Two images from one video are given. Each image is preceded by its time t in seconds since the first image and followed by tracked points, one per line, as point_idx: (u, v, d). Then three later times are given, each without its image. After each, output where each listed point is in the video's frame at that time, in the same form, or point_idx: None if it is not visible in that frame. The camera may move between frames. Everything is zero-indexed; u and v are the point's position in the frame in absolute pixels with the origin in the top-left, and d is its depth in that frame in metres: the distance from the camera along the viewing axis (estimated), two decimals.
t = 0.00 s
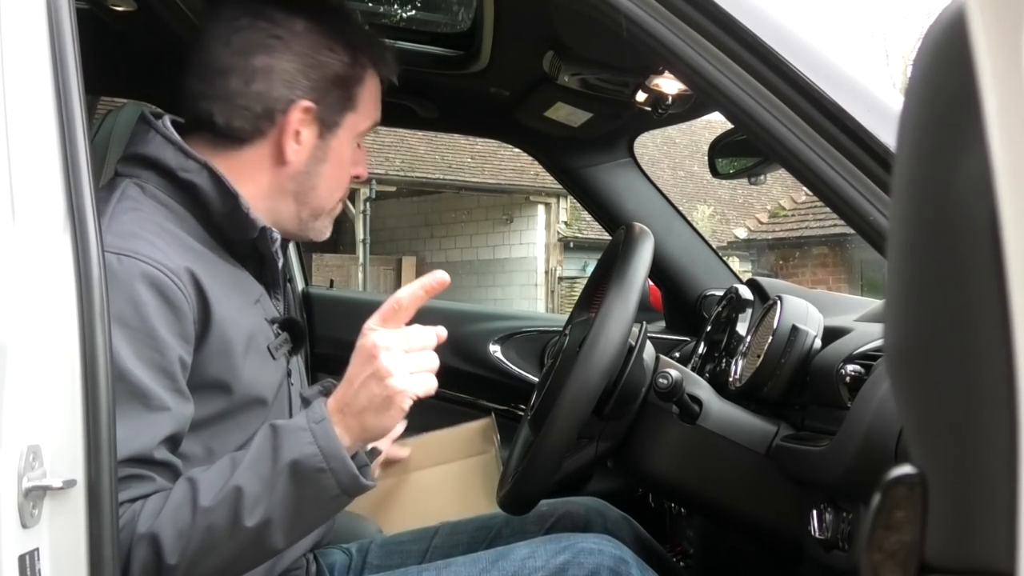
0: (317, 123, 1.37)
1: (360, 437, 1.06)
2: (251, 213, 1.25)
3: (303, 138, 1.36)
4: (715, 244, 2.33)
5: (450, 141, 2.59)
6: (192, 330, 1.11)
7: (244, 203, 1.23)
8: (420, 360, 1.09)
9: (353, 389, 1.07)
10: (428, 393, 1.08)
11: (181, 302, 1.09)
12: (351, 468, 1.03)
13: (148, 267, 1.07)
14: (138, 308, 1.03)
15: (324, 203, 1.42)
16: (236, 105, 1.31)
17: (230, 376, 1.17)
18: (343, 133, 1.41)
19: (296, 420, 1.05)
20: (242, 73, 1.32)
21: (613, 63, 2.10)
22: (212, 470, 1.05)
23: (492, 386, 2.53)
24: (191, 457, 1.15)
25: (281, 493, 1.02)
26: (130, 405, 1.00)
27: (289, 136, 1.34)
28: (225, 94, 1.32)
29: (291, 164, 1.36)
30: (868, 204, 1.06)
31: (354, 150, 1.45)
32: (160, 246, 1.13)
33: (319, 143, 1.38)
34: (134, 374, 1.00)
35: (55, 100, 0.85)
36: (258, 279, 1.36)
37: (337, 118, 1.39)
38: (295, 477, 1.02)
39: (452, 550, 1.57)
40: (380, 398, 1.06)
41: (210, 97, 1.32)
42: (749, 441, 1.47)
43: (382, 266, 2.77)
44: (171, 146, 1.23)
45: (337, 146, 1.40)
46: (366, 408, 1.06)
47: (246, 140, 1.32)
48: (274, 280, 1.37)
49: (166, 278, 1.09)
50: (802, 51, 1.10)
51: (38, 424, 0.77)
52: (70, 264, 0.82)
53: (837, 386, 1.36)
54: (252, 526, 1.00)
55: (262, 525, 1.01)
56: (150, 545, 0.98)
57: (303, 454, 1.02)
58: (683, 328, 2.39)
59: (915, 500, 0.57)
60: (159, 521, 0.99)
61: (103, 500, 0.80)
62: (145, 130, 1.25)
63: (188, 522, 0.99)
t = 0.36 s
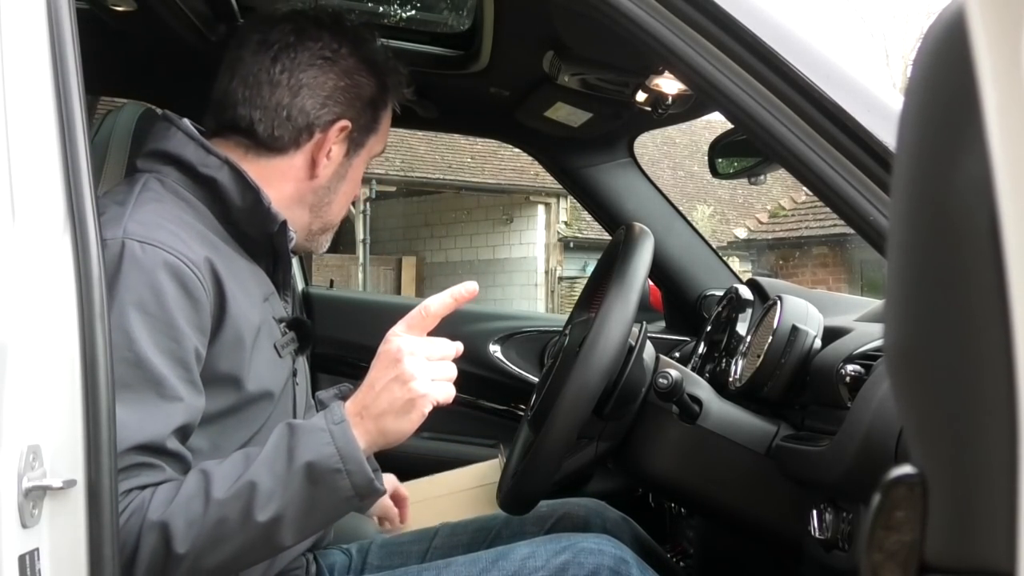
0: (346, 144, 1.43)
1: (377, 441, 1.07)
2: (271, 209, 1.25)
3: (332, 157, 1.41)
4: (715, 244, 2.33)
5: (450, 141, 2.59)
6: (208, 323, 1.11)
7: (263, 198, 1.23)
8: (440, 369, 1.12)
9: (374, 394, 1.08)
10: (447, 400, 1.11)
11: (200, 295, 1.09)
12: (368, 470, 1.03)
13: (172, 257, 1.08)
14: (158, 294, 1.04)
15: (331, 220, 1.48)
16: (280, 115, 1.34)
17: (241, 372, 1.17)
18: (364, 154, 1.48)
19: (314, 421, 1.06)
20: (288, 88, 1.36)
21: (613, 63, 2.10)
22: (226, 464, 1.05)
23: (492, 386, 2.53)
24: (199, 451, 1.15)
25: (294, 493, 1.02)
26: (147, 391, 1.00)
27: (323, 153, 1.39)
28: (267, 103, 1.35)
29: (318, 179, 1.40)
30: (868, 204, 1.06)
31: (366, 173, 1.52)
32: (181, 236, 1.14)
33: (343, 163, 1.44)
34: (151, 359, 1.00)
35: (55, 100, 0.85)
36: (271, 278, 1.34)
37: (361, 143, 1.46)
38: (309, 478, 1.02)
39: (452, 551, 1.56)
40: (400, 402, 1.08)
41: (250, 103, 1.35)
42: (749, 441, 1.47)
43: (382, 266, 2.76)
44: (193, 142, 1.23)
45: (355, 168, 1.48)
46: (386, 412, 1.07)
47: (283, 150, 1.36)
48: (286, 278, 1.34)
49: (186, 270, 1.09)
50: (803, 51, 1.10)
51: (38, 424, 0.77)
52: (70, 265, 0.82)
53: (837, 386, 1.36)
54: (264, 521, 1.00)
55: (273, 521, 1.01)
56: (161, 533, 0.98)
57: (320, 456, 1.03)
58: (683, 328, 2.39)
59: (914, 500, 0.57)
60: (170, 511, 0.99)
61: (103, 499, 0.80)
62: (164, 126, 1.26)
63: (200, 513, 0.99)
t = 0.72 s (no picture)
0: (310, 119, 1.38)
1: (374, 460, 1.06)
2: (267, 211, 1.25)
3: (296, 134, 1.37)
4: (715, 243, 2.33)
5: (450, 142, 2.59)
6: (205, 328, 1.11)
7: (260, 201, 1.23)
8: (449, 396, 1.10)
9: (379, 413, 1.07)
10: (452, 429, 1.09)
11: (195, 300, 1.09)
12: (365, 484, 1.03)
13: (167, 263, 1.08)
14: (152, 300, 1.04)
15: (325, 204, 1.43)
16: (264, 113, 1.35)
17: (239, 376, 1.17)
18: (342, 129, 1.42)
19: (313, 433, 1.05)
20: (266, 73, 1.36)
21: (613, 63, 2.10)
22: (224, 473, 1.05)
23: (492, 386, 2.53)
24: (197, 455, 1.15)
25: (292, 502, 1.01)
26: (142, 397, 0.99)
27: (281, 131, 1.35)
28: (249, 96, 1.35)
29: (285, 160, 1.37)
30: (868, 204, 1.06)
31: (361, 152, 1.46)
32: (177, 241, 1.14)
33: (314, 139, 1.39)
34: (146, 366, 1.00)
35: (56, 101, 0.85)
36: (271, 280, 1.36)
37: (332, 114, 1.40)
38: (307, 491, 1.02)
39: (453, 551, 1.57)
40: (404, 428, 1.06)
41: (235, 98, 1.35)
42: (749, 441, 1.47)
43: (382, 266, 2.75)
44: (191, 144, 1.23)
45: (336, 144, 1.41)
46: (388, 434, 1.06)
47: (240, 134, 1.36)
48: (286, 281, 1.36)
49: (181, 275, 1.09)
50: (803, 51, 1.10)
51: (37, 424, 0.77)
52: (70, 265, 0.82)
53: (837, 386, 1.36)
54: (260, 533, 1.00)
55: (270, 533, 1.01)
56: (157, 541, 0.98)
57: (318, 468, 1.02)
58: (683, 328, 2.39)
59: (914, 501, 0.57)
60: (167, 519, 0.99)
61: (103, 500, 0.80)
62: (164, 128, 1.26)
63: (196, 522, 1.00)
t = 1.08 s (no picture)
0: (258, 105, 1.41)
1: (375, 459, 1.07)
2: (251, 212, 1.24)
3: (245, 120, 1.41)
4: (715, 244, 2.33)
5: (450, 141, 2.59)
6: (193, 330, 1.11)
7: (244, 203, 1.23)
8: (444, 391, 1.09)
9: (375, 414, 1.07)
10: (450, 424, 1.08)
11: (181, 304, 1.09)
12: (360, 487, 1.03)
13: (148, 266, 1.07)
14: (138, 307, 1.04)
15: (287, 192, 1.41)
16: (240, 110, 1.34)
17: (231, 376, 1.17)
18: (297, 113, 1.42)
19: (309, 437, 1.05)
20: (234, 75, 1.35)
21: (613, 63, 2.10)
22: (219, 480, 1.05)
23: (492, 386, 2.53)
24: (191, 458, 1.15)
25: (289, 505, 1.02)
26: (132, 403, 1.00)
27: (230, 119, 1.40)
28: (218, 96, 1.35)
29: (239, 147, 1.40)
30: (868, 204, 1.06)
31: (325, 139, 1.44)
32: (161, 245, 1.14)
33: (265, 125, 1.41)
34: (134, 372, 1.00)
35: (55, 100, 0.85)
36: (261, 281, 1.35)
37: (285, 98, 1.41)
38: (304, 494, 1.02)
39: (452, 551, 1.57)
40: (401, 427, 1.06)
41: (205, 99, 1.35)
42: (749, 441, 1.47)
43: (382, 266, 2.75)
44: (174, 144, 1.23)
45: (291, 128, 1.41)
46: (385, 434, 1.06)
47: (205, 127, 1.42)
48: (277, 277, 1.36)
49: (167, 279, 1.08)
50: (803, 51, 1.10)
51: (36, 424, 0.77)
52: (70, 266, 0.82)
53: (837, 386, 1.37)
54: (257, 539, 1.00)
55: (268, 538, 1.00)
56: (153, 549, 0.98)
57: (314, 472, 1.02)
58: (683, 328, 2.39)
59: (915, 501, 0.57)
60: (164, 526, 0.98)
61: (103, 500, 0.80)
62: (146, 129, 1.25)
63: (193, 529, 0.99)
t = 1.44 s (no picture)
0: (323, 141, 1.40)
1: (383, 479, 1.09)
2: (255, 211, 1.25)
3: (309, 154, 1.38)
4: (715, 244, 2.34)
5: (450, 141, 2.59)
6: (196, 335, 1.10)
7: (246, 199, 1.23)
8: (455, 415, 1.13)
9: (388, 435, 1.10)
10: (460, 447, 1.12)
11: (184, 309, 1.08)
12: (370, 508, 1.04)
13: (153, 273, 1.06)
14: (141, 313, 1.03)
15: (316, 215, 1.46)
16: (250, 115, 1.32)
17: (233, 379, 1.17)
18: (347, 148, 1.44)
19: (319, 455, 1.06)
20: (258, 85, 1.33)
21: (613, 63, 2.10)
22: (224, 492, 1.05)
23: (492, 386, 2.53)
24: (193, 460, 1.15)
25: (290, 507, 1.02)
26: (136, 410, 0.99)
27: (299, 153, 1.36)
28: (235, 102, 1.32)
29: (297, 179, 1.39)
30: (868, 205, 1.06)
31: (353, 166, 1.49)
32: (164, 249, 1.13)
33: (324, 160, 1.41)
34: (138, 379, 1.00)
35: (56, 100, 0.85)
36: (260, 276, 1.37)
37: (343, 135, 1.42)
38: (313, 513, 1.03)
39: (452, 550, 1.56)
40: (416, 451, 1.10)
41: (220, 103, 1.33)
42: (749, 441, 1.47)
43: (382, 266, 2.75)
44: (170, 144, 1.21)
45: (339, 162, 1.44)
46: (398, 456, 1.09)
47: (256, 150, 1.34)
48: (275, 275, 1.37)
49: (170, 285, 1.07)
50: (803, 51, 1.10)
51: (36, 423, 0.76)
52: (70, 266, 0.82)
53: (837, 386, 1.37)
54: (264, 554, 1.01)
55: (274, 554, 1.01)
56: (156, 555, 0.98)
57: (322, 490, 1.03)
58: (683, 328, 2.39)
59: (914, 501, 0.57)
60: (171, 538, 0.98)
61: (103, 500, 0.80)
62: (142, 129, 1.23)
63: (200, 541, 0.99)
